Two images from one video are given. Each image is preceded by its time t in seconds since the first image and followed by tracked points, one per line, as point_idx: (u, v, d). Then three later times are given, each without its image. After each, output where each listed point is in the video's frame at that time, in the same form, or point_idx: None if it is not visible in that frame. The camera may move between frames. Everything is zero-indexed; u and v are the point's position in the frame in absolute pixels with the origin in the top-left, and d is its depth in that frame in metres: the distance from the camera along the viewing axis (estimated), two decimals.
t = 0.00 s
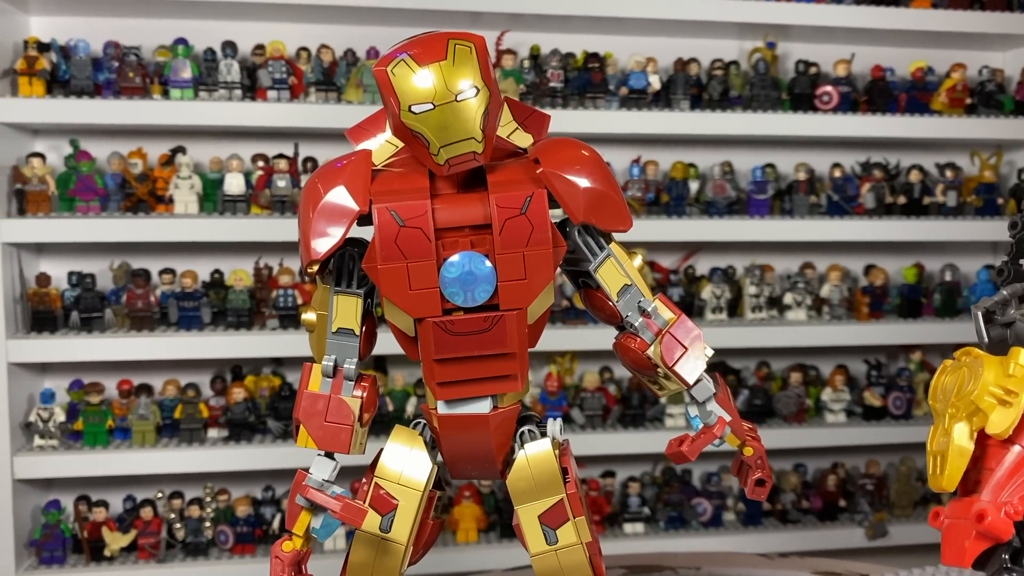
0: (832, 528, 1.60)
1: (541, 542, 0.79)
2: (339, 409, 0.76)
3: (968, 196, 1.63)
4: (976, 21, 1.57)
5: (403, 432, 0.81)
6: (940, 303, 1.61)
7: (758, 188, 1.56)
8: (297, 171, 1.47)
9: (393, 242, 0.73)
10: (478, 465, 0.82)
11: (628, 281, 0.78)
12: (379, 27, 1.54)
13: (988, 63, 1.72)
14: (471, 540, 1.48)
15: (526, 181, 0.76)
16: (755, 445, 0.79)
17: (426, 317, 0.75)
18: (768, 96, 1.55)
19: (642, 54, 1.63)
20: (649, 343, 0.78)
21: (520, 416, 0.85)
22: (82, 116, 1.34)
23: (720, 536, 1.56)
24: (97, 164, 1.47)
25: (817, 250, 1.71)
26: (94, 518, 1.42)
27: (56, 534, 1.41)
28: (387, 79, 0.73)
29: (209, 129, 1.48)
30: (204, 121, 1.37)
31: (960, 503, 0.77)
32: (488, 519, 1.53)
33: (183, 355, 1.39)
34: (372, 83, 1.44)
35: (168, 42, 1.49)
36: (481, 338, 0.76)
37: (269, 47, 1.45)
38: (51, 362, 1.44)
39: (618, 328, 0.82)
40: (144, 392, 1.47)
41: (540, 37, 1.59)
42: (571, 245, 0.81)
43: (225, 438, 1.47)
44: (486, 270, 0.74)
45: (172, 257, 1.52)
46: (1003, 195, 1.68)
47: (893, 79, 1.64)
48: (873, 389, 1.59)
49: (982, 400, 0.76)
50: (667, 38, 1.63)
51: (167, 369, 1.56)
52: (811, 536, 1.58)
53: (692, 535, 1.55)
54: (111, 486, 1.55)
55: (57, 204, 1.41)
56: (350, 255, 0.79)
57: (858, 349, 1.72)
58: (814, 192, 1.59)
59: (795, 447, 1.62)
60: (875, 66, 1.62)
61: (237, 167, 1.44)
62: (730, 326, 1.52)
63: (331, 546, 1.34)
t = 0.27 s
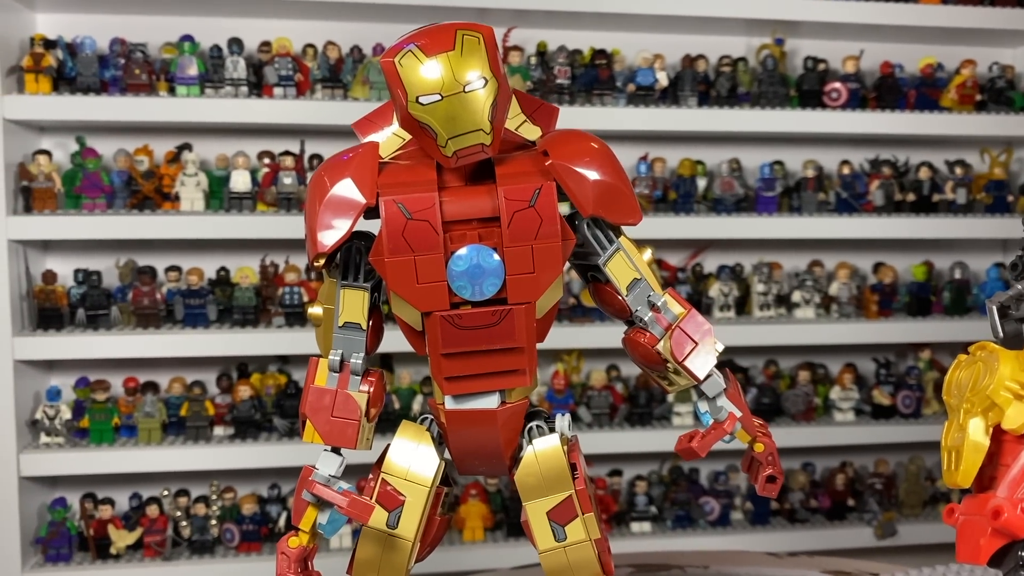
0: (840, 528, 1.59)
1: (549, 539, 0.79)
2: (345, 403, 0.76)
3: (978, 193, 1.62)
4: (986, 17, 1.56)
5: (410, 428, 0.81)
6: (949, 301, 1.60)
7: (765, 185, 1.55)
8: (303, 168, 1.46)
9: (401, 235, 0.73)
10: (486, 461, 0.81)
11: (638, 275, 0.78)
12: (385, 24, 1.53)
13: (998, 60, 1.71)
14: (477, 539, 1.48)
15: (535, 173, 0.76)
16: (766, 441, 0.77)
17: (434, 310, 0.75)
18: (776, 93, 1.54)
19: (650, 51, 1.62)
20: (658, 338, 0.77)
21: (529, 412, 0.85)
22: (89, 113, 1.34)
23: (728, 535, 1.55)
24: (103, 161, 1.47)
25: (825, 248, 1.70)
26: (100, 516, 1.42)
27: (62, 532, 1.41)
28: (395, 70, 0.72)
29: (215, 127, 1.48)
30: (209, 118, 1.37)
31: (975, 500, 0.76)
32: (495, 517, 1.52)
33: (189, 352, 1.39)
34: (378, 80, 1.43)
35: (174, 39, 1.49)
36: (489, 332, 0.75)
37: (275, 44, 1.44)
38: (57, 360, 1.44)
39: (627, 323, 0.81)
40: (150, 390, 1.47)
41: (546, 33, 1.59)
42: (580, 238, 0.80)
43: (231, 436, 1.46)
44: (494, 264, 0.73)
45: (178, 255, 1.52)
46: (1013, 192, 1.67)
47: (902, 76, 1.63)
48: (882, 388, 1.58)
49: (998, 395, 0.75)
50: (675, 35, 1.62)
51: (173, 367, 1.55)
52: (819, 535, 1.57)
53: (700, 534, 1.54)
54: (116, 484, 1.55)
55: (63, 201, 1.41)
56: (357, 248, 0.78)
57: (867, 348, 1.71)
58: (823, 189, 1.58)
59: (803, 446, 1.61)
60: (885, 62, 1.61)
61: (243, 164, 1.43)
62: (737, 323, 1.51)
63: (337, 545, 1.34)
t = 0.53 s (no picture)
0: (844, 528, 1.59)
1: (552, 539, 0.79)
2: (350, 404, 0.76)
3: (981, 194, 1.62)
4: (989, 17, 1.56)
5: (413, 428, 0.81)
6: (953, 302, 1.60)
7: (769, 186, 1.55)
8: (307, 169, 1.47)
9: (404, 237, 0.73)
10: (489, 461, 0.82)
11: (640, 277, 0.78)
12: (389, 26, 1.54)
13: (1002, 61, 1.71)
14: (481, 539, 1.48)
15: (537, 176, 0.76)
16: (767, 442, 0.78)
17: (436, 312, 0.75)
18: (779, 94, 1.54)
19: (653, 52, 1.62)
20: (661, 339, 0.78)
21: (532, 413, 0.86)
22: (94, 114, 1.35)
23: (731, 536, 1.55)
24: (109, 162, 1.47)
25: (828, 249, 1.70)
26: (106, 515, 1.43)
27: (68, 531, 1.41)
28: (399, 73, 0.73)
29: (220, 128, 1.48)
30: (214, 119, 1.37)
31: (974, 500, 0.76)
32: (499, 518, 1.53)
33: (195, 352, 1.40)
34: (383, 81, 1.44)
35: (179, 41, 1.50)
36: (492, 334, 0.76)
37: (280, 46, 1.45)
38: (63, 360, 1.45)
39: (629, 324, 0.82)
40: (156, 390, 1.48)
41: (550, 34, 1.59)
42: (582, 240, 0.80)
43: (236, 436, 1.47)
44: (497, 266, 0.74)
45: (183, 255, 1.53)
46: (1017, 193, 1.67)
47: (905, 76, 1.63)
48: (885, 389, 1.59)
49: (998, 396, 0.75)
50: (678, 36, 1.63)
51: (178, 367, 1.56)
52: (822, 536, 1.57)
53: (704, 534, 1.55)
54: (122, 484, 1.56)
55: (69, 202, 1.42)
56: (361, 251, 0.79)
57: (870, 349, 1.71)
58: (827, 190, 1.59)
59: (806, 447, 1.61)
60: (888, 64, 1.62)
61: (248, 165, 1.44)
62: (741, 324, 1.52)
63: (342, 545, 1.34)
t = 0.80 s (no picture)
0: (842, 531, 1.60)
1: (544, 544, 0.80)
2: (344, 411, 0.77)
3: (980, 197, 1.62)
4: (987, 21, 1.56)
5: (407, 434, 0.82)
6: (951, 305, 1.60)
7: (767, 190, 1.56)
8: (307, 173, 1.47)
9: (397, 246, 0.74)
10: (482, 467, 0.82)
11: (631, 284, 0.78)
12: (388, 30, 1.55)
13: (1001, 64, 1.71)
14: (480, 541, 1.49)
15: (529, 186, 0.77)
16: (758, 448, 0.78)
17: (430, 320, 0.76)
18: (777, 98, 1.55)
19: (652, 56, 1.63)
20: (652, 346, 0.78)
21: (525, 418, 0.86)
22: (96, 119, 1.36)
23: (729, 538, 1.56)
24: (110, 166, 1.48)
25: (827, 252, 1.70)
26: (107, 517, 1.44)
27: (69, 533, 1.42)
28: (392, 84, 0.73)
29: (220, 132, 1.49)
30: (215, 123, 1.38)
31: (961, 507, 0.77)
32: (497, 520, 1.53)
33: (195, 355, 1.41)
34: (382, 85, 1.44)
35: (180, 45, 1.51)
36: (484, 341, 0.76)
37: (280, 51, 1.46)
38: (65, 363, 1.46)
39: (621, 330, 0.82)
40: (157, 392, 1.49)
41: (549, 38, 1.60)
42: (574, 248, 0.81)
43: (237, 438, 1.48)
44: (489, 274, 0.74)
45: (184, 258, 1.54)
46: (1016, 196, 1.67)
47: (904, 80, 1.63)
48: (883, 392, 1.59)
49: (983, 404, 0.76)
50: (677, 40, 1.63)
51: (179, 370, 1.57)
52: (821, 538, 1.57)
53: (702, 537, 1.55)
54: (123, 486, 1.57)
55: (71, 206, 1.43)
56: (355, 259, 0.79)
57: (869, 351, 1.71)
58: (825, 193, 1.59)
59: (805, 449, 1.62)
60: (886, 67, 1.62)
61: (249, 169, 1.44)
62: (739, 327, 1.52)
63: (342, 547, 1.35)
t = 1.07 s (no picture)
0: (844, 532, 1.59)
1: (541, 548, 0.79)
2: (339, 413, 0.76)
3: (982, 197, 1.62)
4: (989, 20, 1.56)
5: (404, 437, 0.81)
6: (954, 305, 1.59)
7: (768, 190, 1.55)
8: (307, 173, 1.47)
9: (393, 247, 0.73)
10: (479, 469, 0.81)
11: (630, 285, 0.78)
12: (388, 29, 1.54)
13: (1003, 63, 1.70)
14: (480, 542, 1.48)
15: (526, 185, 0.76)
16: (758, 451, 0.78)
17: (426, 321, 0.75)
18: (779, 97, 1.54)
19: (653, 56, 1.62)
20: (651, 348, 0.77)
21: (521, 420, 0.85)
22: (94, 118, 1.35)
23: (731, 540, 1.55)
24: (109, 166, 1.48)
25: (829, 252, 1.69)
26: (105, 518, 1.43)
27: (68, 534, 1.42)
28: (387, 83, 0.73)
29: (219, 132, 1.49)
30: (214, 123, 1.37)
31: (964, 511, 0.76)
32: (497, 521, 1.53)
33: (194, 356, 1.40)
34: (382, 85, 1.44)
35: (179, 45, 1.50)
36: (481, 343, 0.76)
37: (279, 50, 1.45)
38: (64, 364, 1.45)
39: (619, 332, 0.82)
40: (156, 393, 1.48)
41: (550, 38, 1.59)
42: (572, 248, 0.80)
43: (236, 439, 1.47)
44: (486, 275, 0.74)
45: (183, 259, 1.53)
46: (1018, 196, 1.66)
47: (906, 79, 1.63)
48: (885, 392, 1.58)
49: (986, 407, 0.75)
50: (678, 39, 1.63)
51: (178, 371, 1.56)
52: (822, 540, 1.57)
53: (703, 538, 1.55)
54: (122, 487, 1.56)
55: (70, 206, 1.42)
56: (350, 259, 0.79)
57: (870, 352, 1.71)
58: (827, 193, 1.58)
59: (806, 450, 1.61)
60: (888, 67, 1.61)
61: (248, 169, 1.44)
62: (740, 328, 1.51)
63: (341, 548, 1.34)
